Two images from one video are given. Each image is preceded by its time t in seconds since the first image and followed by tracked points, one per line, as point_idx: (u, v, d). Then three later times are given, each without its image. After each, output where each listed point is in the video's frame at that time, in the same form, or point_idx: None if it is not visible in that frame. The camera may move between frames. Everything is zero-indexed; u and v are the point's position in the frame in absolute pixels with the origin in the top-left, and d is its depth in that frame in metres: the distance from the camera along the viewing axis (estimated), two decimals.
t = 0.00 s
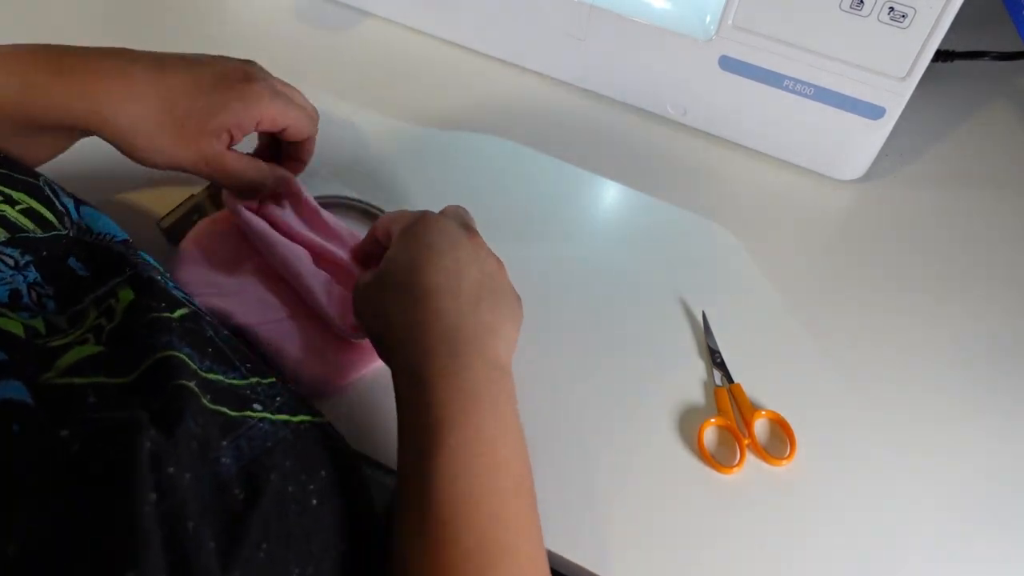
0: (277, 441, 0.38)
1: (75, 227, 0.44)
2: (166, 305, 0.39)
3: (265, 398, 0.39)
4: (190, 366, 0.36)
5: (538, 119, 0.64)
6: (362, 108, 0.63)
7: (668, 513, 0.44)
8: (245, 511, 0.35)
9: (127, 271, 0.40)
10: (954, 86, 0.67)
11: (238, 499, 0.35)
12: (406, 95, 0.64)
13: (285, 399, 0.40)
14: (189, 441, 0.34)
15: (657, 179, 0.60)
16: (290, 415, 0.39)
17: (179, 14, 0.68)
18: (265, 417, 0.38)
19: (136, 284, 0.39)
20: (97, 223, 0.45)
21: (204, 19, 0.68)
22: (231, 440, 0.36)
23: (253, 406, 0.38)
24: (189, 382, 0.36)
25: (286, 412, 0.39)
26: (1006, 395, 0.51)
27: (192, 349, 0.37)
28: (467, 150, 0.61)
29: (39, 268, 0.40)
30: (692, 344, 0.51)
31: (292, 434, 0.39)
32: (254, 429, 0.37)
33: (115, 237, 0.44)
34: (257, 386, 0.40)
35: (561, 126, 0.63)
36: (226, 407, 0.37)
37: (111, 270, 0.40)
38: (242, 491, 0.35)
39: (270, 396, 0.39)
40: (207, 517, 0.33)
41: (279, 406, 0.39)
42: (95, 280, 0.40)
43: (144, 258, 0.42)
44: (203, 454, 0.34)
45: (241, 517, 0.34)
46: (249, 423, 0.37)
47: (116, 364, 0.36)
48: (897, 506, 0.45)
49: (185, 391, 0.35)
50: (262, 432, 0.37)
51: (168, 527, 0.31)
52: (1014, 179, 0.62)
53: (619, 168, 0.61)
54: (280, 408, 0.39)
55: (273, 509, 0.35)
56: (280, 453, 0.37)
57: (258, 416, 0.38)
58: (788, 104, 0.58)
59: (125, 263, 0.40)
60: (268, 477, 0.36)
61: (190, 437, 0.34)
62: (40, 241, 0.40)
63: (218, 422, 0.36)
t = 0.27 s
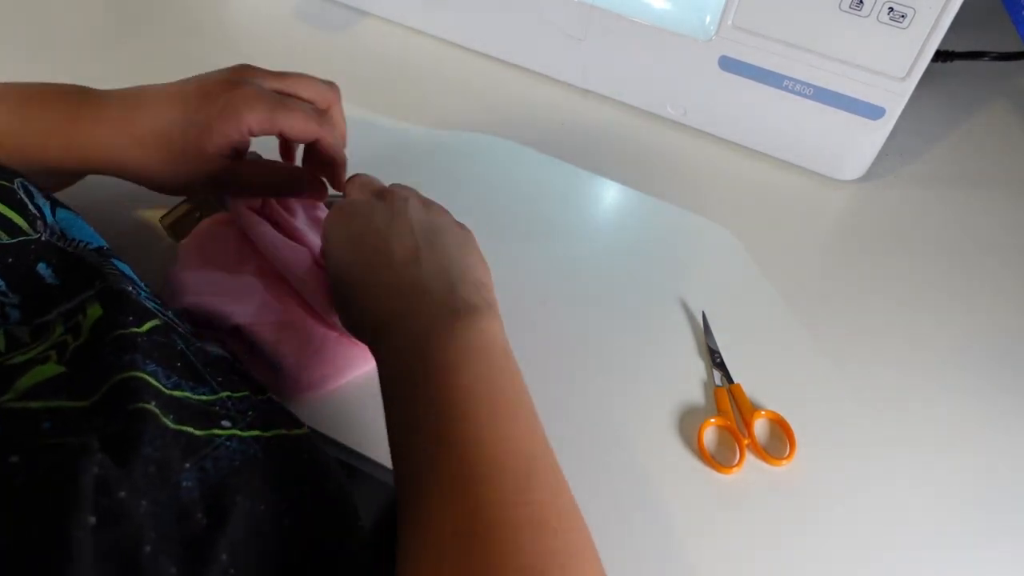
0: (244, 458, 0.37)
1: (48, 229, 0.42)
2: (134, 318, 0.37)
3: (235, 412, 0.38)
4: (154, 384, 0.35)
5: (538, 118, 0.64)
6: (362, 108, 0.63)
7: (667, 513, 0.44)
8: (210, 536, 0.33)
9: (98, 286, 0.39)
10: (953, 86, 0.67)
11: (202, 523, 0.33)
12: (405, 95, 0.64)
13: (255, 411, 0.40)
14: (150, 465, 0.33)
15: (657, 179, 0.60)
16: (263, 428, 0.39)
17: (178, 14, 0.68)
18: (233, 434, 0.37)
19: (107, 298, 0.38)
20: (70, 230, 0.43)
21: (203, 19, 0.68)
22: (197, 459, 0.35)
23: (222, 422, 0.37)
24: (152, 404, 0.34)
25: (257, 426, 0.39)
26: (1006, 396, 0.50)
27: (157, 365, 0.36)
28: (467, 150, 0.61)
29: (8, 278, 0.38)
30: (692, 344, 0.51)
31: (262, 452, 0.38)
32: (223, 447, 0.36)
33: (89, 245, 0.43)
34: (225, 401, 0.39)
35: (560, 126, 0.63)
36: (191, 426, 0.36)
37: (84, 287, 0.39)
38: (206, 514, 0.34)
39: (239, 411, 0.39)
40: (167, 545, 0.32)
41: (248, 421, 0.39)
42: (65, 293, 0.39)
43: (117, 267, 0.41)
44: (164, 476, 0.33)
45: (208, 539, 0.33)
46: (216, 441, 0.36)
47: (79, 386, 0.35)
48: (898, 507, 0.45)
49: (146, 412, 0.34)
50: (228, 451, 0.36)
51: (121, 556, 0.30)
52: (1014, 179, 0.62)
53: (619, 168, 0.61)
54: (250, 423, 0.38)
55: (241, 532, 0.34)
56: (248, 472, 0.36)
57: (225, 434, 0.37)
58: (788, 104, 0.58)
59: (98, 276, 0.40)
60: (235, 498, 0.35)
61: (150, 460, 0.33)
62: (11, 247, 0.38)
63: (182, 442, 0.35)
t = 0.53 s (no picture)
0: (169, 501, 0.32)
1: None
2: (60, 349, 0.35)
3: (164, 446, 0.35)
4: (78, 421, 0.33)
5: (539, 118, 0.64)
6: (362, 108, 0.63)
7: (667, 514, 0.44)
8: None
9: (30, 324, 0.35)
10: (953, 86, 0.67)
11: None
12: (405, 95, 0.64)
13: (194, 443, 0.36)
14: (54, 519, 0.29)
15: (657, 179, 0.60)
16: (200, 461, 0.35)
17: (178, 15, 0.68)
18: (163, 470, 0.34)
19: (39, 337, 0.35)
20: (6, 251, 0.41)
21: (203, 20, 0.68)
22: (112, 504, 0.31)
23: (151, 459, 0.34)
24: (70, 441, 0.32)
25: (192, 460, 0.35)
26: (1006, 395, 0.51)
27: (81, 400, 0.34)
28: (467, 150, 0.61)
29: None
30: (692, 345, 0.51)
31: (195, 487, 0.34)
32: (150, 486, 0.33)
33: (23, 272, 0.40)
34: (162, 434, 0.36)
35: (560, 126, 0.63)
36: (114, 465, 0.32)
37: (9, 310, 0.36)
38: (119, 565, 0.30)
39: (174, 445, 0.35)
40: None
41: (182, 454, 0.35)
42: None
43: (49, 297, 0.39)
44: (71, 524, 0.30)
45: None
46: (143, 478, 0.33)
47: None
48: (898, 507, 0.45)
49: (65, 451, 0.31)
50: (155, 487, 0.33)
51: None
52: (1014, 178, 0.62)
53: (619, 168, 0.61)
54: (184, 457, 0.35)
55: None
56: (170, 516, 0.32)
57: (154, 471, 0.33)
58: (788, 104, 0.58)
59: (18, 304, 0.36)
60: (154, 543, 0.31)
61: (56, 507, 0.29)
62: None
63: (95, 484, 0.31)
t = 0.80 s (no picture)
0: (214, 489, 0.36)
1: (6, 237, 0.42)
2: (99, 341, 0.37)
3: (208, 439, 0.38)
4: (120, 415, 0.35)
5: (539, 118, 0.64)
6: (361, 108, 0.63)
7: (667, 514, 0.44)
8: None
9: (64, 303, 0.38)
10: (953, 86, 0.67)
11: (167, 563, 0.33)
12: (406, 95, 0.64)
13: (229, 437, 0.39)
14: (114, 505, 0.32)
15: (657, 179, 0.60)
16: (239, 454, 0.38)
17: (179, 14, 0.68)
18: (205, 462, 0.37)
19: (71, 318, 0.37)
20: (35, 235, 0.43)
21: (203, 19, 0.68)
22: (163, 495, 0.34)
23: (193, 450, 0.37)
24: (117, 436, 0.34)
25: (232, 451, 0.38)
26: (1006, 396, 0.50)
27: (125, 394, 0.36)
28: (467, 150, 0.61)
29: None
30: (692, 345, 0.51)
31: (234, 480, 0.37)
32: (193, 477, 0.36)
33: (55, 254, 0.42)
34: (200, 425, 0.38)
35: (560, 126, 0.63)
36: (159, 456, 0.35)
37: (44, 304, 0.39)
38: (170, 553, 0.33)
39: (213, 436, 0.38)
40: None
41: (222, 447, 0.38)
42: (28, 310, 0.38)
43: (83, 280, 0.41)
44: (127, 515, 0.32)
45: None
46: (188, 472, 0.36)
47: (40, 420, 0.34)
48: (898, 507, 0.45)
49: (109, 447, 0.33)
50: (201, 484, 0.36)
51: None
52: (1014, 179, 0.62)
53: (619, 168, 0.61)
54: (223, 449, 0.38)
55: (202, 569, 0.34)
56: (219, 505, 0.36)
57: (197, 463, 0.36)
58: (788, 104, 0.58)
59: (61, 295, 0.39)
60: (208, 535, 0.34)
61: (110, 500, 0.32)
62: None
63: (150, 475, 0.34)
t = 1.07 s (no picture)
0: (220, 485, 0.36)
1: (9, 237, 0.42)
2: (104, 345, 0.38)
3: (214, 433, 0.38)
4: (125, 410, 0.35)
5: (539, 119, 0.64)
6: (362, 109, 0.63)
7: (667, 514, 0.44)
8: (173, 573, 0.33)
9: (67, 308, 0.39)
10: (954, 86, 0.67)
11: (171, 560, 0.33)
12: (406, 95, 0.64)
13: (236, 433, 0.39)
14: (116, 496, 0.33)
15: (658, 179, 0.60)
16: (245, 450, 0.38)
17: (179, 14, 0.68)
18: (211, 458, 0.37)
19: (75, 323, 0.38)
20: (39, 236, 0.43)
21: (204, 19, 0.68)
22: (169, 489, 0.34)
23: (198, 446, 0.37)
24: (121, 432, 0.34)
25: (238, 448, 0.38)
26: (1005, 396, 0.51)
27: (130, 389, 0.36)
28: (468, 150, 0.61)
29: None
30: (692, 345, 0.51)
31: (241, 477, 0.37)
32: (199, 472, 0.36)
33: (58, 255, 0.42)
34: (207, 421, 0.38)
35: (560, 126, 0.63)
36: (165, 450, 0.36)
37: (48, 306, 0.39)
38: (175, 550, 0.33)
39: (218, 432, 0.38)
40: None
41: (228, 444, 0.38)
42: (34, 311, 0.39)
43: (86, 281, 0.41)
44: (130, 509, 0.33)
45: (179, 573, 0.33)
46: (193, 467, 0.36)
47: (43, 415, 0.35)
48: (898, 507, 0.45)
49: (114, 442, 0.34)
50: (206, 476, 0.36)
51: None
52: (1014, 179, 0.62)
53: (620, 167, 0.61)
54: (229, 445, 0.38)
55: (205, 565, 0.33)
56: (225, 501, 0.35)
57: (202, 459, 0.36)
58: (788, 104, 0.58)
59: (66, 296, 0.40)
60: (213, 530, 0.34)
61: (116, 492, 0.33)
62: None
63: (155, 471, 0.35)
